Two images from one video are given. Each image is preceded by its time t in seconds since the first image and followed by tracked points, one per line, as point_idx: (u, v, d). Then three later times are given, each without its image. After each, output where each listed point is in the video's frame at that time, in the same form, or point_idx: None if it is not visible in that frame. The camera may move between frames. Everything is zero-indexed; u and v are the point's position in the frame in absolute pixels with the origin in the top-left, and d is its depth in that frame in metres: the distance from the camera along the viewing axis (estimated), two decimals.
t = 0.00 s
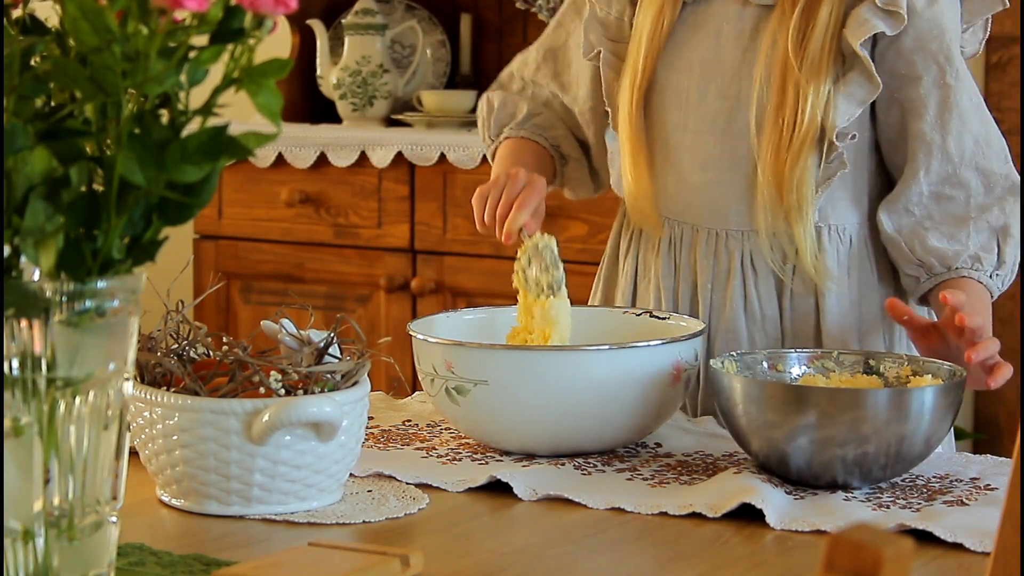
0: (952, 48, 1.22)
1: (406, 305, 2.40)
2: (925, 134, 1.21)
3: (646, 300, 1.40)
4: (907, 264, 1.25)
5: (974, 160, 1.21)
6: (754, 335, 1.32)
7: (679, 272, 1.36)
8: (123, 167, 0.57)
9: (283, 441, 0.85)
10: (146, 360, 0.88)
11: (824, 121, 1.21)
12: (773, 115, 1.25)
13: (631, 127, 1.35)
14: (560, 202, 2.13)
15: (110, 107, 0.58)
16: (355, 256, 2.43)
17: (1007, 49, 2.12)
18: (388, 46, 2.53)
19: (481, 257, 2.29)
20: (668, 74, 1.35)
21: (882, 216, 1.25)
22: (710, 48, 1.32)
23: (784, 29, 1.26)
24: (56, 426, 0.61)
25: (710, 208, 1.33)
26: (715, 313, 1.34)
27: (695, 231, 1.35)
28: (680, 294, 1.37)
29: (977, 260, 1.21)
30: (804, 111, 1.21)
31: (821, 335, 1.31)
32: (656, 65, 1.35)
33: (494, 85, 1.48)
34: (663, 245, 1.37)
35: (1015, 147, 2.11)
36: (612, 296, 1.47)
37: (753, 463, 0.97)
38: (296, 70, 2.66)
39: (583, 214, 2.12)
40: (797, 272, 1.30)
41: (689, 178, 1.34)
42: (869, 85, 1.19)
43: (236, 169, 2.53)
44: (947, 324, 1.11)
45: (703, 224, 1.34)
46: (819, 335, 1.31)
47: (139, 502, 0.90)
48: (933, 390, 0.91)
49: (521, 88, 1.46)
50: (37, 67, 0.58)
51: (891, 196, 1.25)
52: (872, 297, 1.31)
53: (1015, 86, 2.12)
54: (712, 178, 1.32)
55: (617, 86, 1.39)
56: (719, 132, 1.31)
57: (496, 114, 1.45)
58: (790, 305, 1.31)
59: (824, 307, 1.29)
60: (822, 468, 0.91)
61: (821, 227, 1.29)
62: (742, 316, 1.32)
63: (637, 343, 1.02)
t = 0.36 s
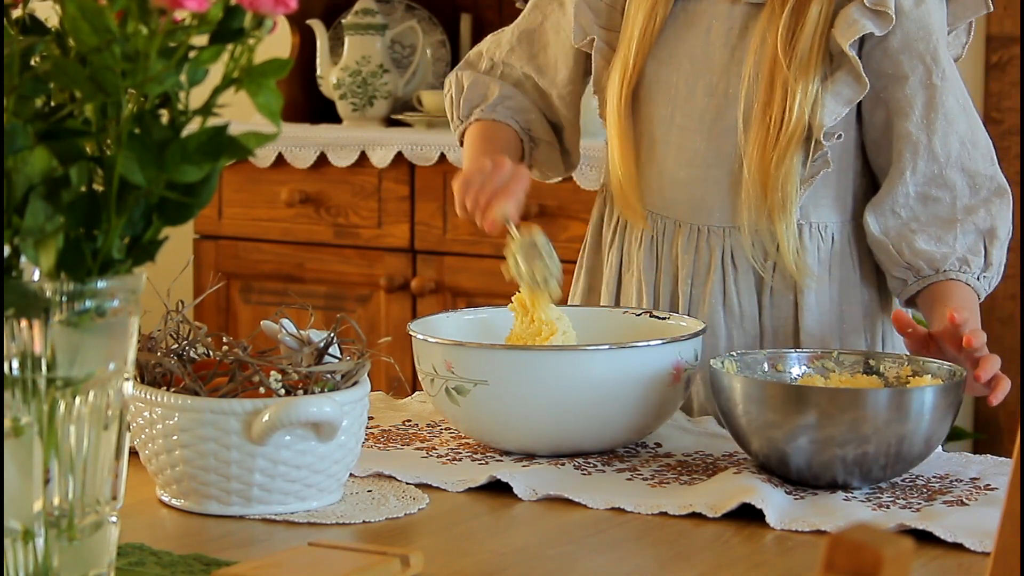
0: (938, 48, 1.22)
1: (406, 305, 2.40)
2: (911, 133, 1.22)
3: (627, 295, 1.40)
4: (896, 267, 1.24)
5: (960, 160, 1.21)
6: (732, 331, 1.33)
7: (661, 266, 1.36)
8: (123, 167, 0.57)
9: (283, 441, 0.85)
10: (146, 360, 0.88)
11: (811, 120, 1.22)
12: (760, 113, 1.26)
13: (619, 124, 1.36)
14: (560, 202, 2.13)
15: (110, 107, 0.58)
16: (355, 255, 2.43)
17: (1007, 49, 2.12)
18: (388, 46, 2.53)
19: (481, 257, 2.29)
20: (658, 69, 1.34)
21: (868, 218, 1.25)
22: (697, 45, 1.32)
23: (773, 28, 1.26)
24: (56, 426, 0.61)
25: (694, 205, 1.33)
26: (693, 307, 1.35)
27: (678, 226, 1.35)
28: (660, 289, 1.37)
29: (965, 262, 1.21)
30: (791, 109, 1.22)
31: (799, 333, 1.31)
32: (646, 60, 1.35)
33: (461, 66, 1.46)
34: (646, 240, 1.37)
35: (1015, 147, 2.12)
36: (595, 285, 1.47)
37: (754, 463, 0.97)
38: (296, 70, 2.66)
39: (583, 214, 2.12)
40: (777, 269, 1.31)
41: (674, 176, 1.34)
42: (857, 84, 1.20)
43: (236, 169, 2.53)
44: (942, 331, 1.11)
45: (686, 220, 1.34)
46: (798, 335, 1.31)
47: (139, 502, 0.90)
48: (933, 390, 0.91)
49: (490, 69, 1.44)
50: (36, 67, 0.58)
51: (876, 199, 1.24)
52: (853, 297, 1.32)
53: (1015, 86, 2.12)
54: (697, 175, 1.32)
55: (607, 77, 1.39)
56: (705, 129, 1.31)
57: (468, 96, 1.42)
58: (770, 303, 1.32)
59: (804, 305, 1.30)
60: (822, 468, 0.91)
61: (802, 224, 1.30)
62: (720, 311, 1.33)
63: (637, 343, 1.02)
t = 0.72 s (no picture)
0: (920, 49, 1.23)
1: (406, 305, 2.40)
2: (893, 133, 1.22)
3: (612, 294, 1.41)
4: (880, 268, 1.24)
5: (940, 160, 1.22)
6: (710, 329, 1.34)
7: (644, 263, 1.37)
8: (123, 167, 0.57)
9: (283, 441, 0.85)
10: (146, 360, 0.88)
11: (792, 118, 1.22)
12: (742, 112, 1.27)
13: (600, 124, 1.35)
14: (560, 202, 2.13)
15: (110, 107, 0.58)
16: (355, 256, 2.43)
17: (1007, 49, 2.12)
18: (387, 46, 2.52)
19: (481, 257, 2.28)
20: (639, 69, 1.35)
21: (851, 219, 1.25)
22: (680, 44, 1.33)
23: (756, 28, 1.27)
24: (56, 426, 0.61)
25: (677, 203, 1.34)
26: (673, 304, 1.36)
27: (660, 224, 1.36)
28: (643, 286, 1.38)
29: (950, 263, 1.21)
30: (774, 107, 1.23)
31: (778, 331, 1.32)
32: (626, 61, 1.35)
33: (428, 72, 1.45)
34: (629, 239, 1.38)
35: (1015, 148, 2.12)
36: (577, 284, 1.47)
37: (754, 462, 0.97)
38: (296, 70, 2.66)
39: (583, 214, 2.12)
40: (758, 266, 1.32)
41: (658, 175, 1.35)
42: (839, 85, 1.20)
43: (236, 169, 2.53)
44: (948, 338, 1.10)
45: (668, 218, 1.35)
46: (776, 332, 1.32)
47: (139, 502, 0.90)
48: (933, 390, 0.90)
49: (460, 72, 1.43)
50: (37, 67, 0.58)
51: (859, 199, 1.25)
52: (832, 294, 1.33)
53: (1015, 86, 2.12)
54: (682, 174, 1.33)
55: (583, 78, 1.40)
56: (688, 127, 1.32)
57: (441, 100, 1.41)
58: (749, 301, 1.33)
59: (784, 301, 1.31)
60: (822, 468, 0.91)
61: (783, 223, 1.30)
62: (699, 309, 1.34)
63: (636, 343, 1.02)
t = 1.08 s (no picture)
0: (913, 34, 1.27)
1: (406, 305, 2.40)
2: (889, 117, 1.26)
3: (627, 295, 1.43)
4: (884, 254, 1.28)
5: (937, 142, 1.26)
6: (727, 325, 1.37)
7: (660, 265, 1.40)
8: (123, 167, 0.57)
9: (283, 441, 0.85)
10: (146, 360, 0.88)
11: (796, 110, 1.25)
12: (744, 107, 1.30)
13: (599, 128, 1.37)
14: (561, 202, 2.14)
15: (110, 107, 0.58)
16: (355, 255, 2.43)
17: (1007, 49, 2.12)
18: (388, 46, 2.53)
19: (481, 257, 2.29)
20: (636, 72, 1.38)
21: (851, 205, 1.28)
22: (676, 42, 1.36)
23: (751, 20, 1.30)
24: (56, 426, 0.61)
25: (687, 203, 1.37)
26: (689, 303, 1.39)
27: (673, 225, 1.38)
28: (660, 283, 1.40)
29: (952, 245, 1.24)
30: (777, 100, 1.26)
31: (796, 321, 1.35)
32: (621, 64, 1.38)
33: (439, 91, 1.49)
34: (642, 241, 1.40)
35: (1015, 147, 2.12)
36: (587, 290, 1.49)
37: (754, 462, 0.97)
38: (296, 70, 2.66)
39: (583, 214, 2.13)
40: (771, 259, 1.35)
41: (665, 174, 1.37)
42: (838, 72, 1.23)
43: (236, 169, 2.53)
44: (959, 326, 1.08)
45: (681, 218, 1.38)
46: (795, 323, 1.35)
47: (139, 502, 0.90)
48: (933, 389, 0.90)
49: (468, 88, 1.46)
50: (36, 67, 0.58)
51: (859, 185, 1.28)
52: (845, 282, 1.36)
53: (1016, 86, 2.12)
54: (688, 172, 1.35)
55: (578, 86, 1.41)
56: (692, 124, 1.34)
57: (448, 114, 1.45)
58: (765, 293, 1.36)
59: (799, 293, 1.34)
60: (822, 468, 0.91)
61: (793, 214, 1.34)
62: (715, 306, 1.37)
63: (636, 342, 1.02)
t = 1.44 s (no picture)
0: (940, 42, 1.28)
1: (406, 306, 2.40)
2: (916, 125, 1.27)
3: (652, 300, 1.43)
4: (904, 258, 1.31)
5: (959, 149, 1.28)
6: (755, 333, 1.38)
7: (685, 268, 1.40)
8: (123, 167, 0.57)
9: (283, 441, 0.85)
10: (146, 360, 0.88)
11: (827, 118, 1.27)
12: (776, 112, 1.31)
13: (624, 129, 1.37)
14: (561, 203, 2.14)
15: (109, 107, 0.58)
16: (355, 255, 2.43)
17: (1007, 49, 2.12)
18: (388, 46, 2.53)
19: (481, 257, 2.29)
20: (662, 74, 1.39)
21: (872, 208, 1.31)
22: (705, 47, 1.36)
23: (781, 29, 1.32)
24: (56, 426, 0.61)
25: (716, 205, 1.37)
26: (716, 308, 1.39)
27: (700, 229, 1.39)
28: (683, 287, 1.41)
29: (971, 251, 1.28)
30: (808, 110, 1.28)
31: (828, 327, 1.37)
32: (647, 67, 1.39)
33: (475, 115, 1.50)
34: (668, 246, 1.40)
35: (1015, 148, 2.12)
36: (610, 292, 1.49)
37: (754, 462, 0.97)
38: (296, 70, 2.66)
39: (583, 215, 2.13)
40: (802, 266, 1.36)
41: (692, 178, 1.38)
42: (870, 80, 1.26)
43: (236, 169, 2.53)
44: (981, 338, 1.04)
45: (707, 222, 1.38)
46: (828, 329, 1.37)
47: (139, 503, 0.90)
48: (933, 390, 0.90)
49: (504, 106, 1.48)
50: (37, 67, 0.58)
51: (881, 190, 1.31)
52: (872, 287, 1.38)
53: (1015, 86, 2.12)
54: (717, 179, 1.37)
55: (602, 85, 1.41)
56: (722, 129, 1.36)
57: (486, 138, 1.46)
58: (795, 300, 1.37)
59: (832, 298, 1.35)
60: (822, 468, 0.91)
61: (823, 221, 1.35)
62: (743, 311, 1.38)
63: (637, 343, 1.02)
